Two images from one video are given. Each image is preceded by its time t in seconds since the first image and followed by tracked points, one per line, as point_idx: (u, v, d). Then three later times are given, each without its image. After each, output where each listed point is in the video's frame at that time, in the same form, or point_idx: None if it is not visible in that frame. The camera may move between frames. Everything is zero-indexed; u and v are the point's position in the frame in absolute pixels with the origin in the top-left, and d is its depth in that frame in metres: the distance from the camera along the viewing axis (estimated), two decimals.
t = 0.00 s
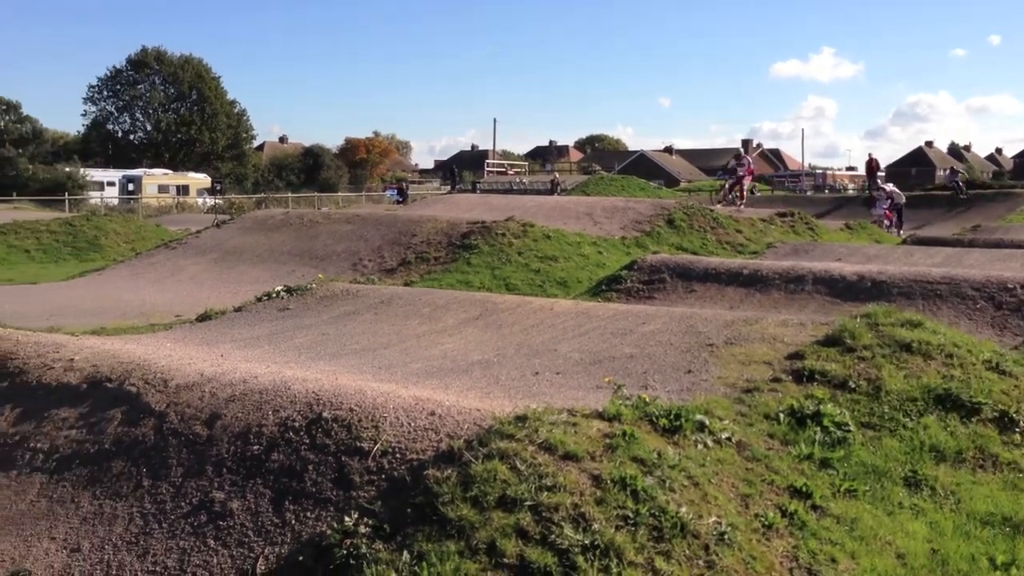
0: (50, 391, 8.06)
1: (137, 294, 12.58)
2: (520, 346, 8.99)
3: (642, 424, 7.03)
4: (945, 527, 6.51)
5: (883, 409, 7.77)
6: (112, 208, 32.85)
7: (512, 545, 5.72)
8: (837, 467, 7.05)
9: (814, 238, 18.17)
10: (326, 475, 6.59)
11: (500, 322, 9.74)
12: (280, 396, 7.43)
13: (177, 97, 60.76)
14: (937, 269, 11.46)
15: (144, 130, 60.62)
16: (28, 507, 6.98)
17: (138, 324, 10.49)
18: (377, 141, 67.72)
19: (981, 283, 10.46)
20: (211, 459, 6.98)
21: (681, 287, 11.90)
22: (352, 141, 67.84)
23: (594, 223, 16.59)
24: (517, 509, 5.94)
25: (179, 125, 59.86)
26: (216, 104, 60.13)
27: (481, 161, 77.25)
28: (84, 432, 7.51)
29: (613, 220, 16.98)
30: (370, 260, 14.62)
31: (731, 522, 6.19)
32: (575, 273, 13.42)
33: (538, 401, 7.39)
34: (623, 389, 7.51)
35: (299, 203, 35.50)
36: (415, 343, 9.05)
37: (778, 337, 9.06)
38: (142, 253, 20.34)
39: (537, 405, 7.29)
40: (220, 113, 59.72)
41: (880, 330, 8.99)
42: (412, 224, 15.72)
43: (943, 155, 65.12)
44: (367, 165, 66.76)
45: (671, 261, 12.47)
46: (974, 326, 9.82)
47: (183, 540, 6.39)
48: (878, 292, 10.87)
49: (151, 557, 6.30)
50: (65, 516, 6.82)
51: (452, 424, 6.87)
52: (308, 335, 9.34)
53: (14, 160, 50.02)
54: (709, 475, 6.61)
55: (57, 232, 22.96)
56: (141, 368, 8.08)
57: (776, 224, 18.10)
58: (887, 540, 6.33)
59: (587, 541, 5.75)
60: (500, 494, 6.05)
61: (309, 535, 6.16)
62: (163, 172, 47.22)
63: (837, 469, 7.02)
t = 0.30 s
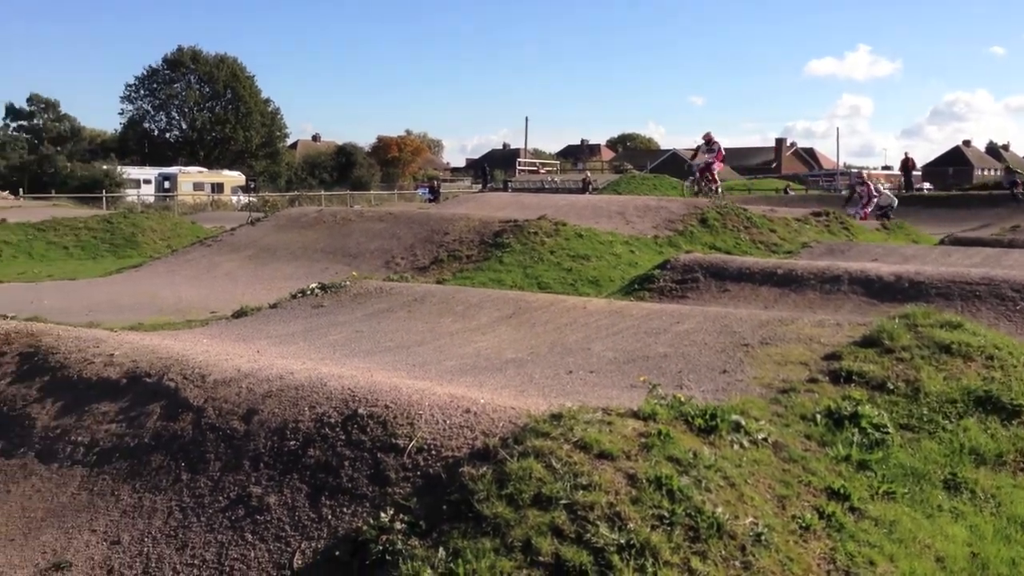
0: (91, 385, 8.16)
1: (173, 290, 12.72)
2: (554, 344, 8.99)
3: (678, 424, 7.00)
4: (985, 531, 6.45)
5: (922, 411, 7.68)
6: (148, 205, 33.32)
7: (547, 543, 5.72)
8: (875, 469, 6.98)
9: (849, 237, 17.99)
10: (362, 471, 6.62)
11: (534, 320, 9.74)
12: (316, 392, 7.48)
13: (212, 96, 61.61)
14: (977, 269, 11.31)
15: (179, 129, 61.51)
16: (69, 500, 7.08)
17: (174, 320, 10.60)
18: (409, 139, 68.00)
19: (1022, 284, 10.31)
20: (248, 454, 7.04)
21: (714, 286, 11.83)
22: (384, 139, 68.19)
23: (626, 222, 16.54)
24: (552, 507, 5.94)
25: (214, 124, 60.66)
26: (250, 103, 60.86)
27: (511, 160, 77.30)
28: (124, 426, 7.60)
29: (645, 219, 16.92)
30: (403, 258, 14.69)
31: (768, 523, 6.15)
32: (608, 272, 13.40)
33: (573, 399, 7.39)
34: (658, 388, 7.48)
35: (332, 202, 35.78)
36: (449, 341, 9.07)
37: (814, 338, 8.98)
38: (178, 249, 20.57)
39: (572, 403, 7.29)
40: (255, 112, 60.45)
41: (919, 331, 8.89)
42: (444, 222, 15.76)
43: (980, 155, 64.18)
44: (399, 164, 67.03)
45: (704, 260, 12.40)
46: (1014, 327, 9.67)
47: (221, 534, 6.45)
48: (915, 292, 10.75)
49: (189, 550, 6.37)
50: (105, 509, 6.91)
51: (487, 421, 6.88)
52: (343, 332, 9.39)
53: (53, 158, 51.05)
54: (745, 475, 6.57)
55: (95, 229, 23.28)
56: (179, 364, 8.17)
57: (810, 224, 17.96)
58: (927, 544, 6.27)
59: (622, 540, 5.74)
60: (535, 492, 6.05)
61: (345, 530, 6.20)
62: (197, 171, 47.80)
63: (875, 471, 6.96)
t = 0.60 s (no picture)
0: (130, 384, 8.26)
1: (208, 291, 12.85)
2: (587, 346, 8.98)
3: (713, 427, 6.96)
4: None
5: (961, 417, 7.59)
6: (183, 206, 33.76)
7: (582, 546, 5.71)
8: (914, 475, 6.91)
9: (885, 240, 17.82)
10: (397, 472, 6.65)
11: (567, 322, 9.73)
12: (351, 393, 7.52)
13: (247, 98, 62.56)
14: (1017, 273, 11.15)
15: (215, 130, 62.50)
16: (109, 497, 7.17)
17: (209, 320, 10.70)
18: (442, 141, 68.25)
19: None
20: (284, 453, 7.09)
21: (748, 289, 11.76)
22: (416, 141, 68.50)
23: (658, 224, 16.49)
24: (587, 510, 5.93)
25: (249, 125, 61.53)
26: (284, 104, 61.67)
27: (541, 161, 77.30)
28: (162, 424, 7.69)
29: (677, 221, 16.85)
30: (435, 259, 14.74)
31: (805, 529, 6.10)
32: (639, 275, 13.36)
33: (607, 402, 7.37)
34: (692, 391, 7.44)
35: (364, 203, 36.03)
36: (482, 343, 9.09)
37: (851, 342, 8.90)
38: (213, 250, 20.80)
39: (606, 405, 7.27)
40: (288, 113, 61.20)
41: (958, 336, 8.78)
42: (476, 223, 15.79)
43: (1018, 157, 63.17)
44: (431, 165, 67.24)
45: (738, 263, 12.33)
46: None
47: (257, 532, 6.50)
48: (953, 296, 10.62)
49: (226, 548, 6.42)
50: (144, 506, 6.99)
51: (521, 423, 6.88)
52: (377, 333, 9.44)
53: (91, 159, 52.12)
54: (782, 480, 6.52)
55: (131, 228, 23.58)
56: (215, 363, 8.24)
57: (845, 227, 17.80)
58: (967, 552, 6.22)
59: (658, 543, 5.72)
60: (570, 494, 6.04)
61: (380, 531, 6.22)
62: (231, 171, 48.38)
63: (913, 477, 6.89)
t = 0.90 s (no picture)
0: (175, 381, 8.38)
1: (249, 289, 12.99)
2: (627, 347, 8.95)
3: (755, 429, 6.91)
4: None
5: (1009, 420, 7.46)
6: (224, 206, 34.20)
7: (624, 546, 5.69)
8: (961, 478, 6.81)
9: (929, 241, 17.63)
10: (438, 470, 6.67)
11: (606, 322, 9.71)
12: (392, 391, 7.57)
13: (287, 99, 63.36)
14: None
15: (255, 131, 63.38)
16: (155, 492, 7.28)
17: (251, 319, 10.82)
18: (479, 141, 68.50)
19: None
20: (327, 451, 7.15)
21: (788, 290, 11.66)
22: (452, 141, 68.77)
23: (696, 224, 16.39)
24: (628, 510, 5.91)
25: (289, 126, 62.35)
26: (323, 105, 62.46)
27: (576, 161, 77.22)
28: (207, 421, 7.79)
29: (716, 221, 16.74)
30: (473, 259, 14.78)
31: (850, 532, 6.04)
32: (678, 275, 13.30)
33: (648, 402, 7.35)
34: (734, 392, 7.39)
35: (402, 203, 36.27)
36: (521, 342, 9.10)
37: (895, 344, 8.79)
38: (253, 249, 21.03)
39: (647, 406, 7.24)
40: (327, 114, 61.91)
41: (1006, 339, 8.63)
42: (513, 223, 15.81)
43: None
44: (467, 165, 67.46)
45: (778, 263, 12.23)
46: None
47: (300, 529, 6.57)
48: (999, 297, 10.46)
49: (271, 544, 6.49)
50: (189, 502, 7.09)
51: (562, 423, 6.88)
52: (417, 332, 9.49)
53: (134, 159, 53.03)
54: (826, 482, 6.46)
55: (174, 227, 23.91)
56: (258, 361, 8.33)
57: (887, 227, 17.59)
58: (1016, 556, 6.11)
59: (701, 545, 5.69)
60: (612, 494, 6.03)
61: (422, 528, 6.25)
62: (270, 171, 48.95)
63: (960, 481, 6.79)
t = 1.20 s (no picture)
0: (231, 380, 8.51)
1: (301, 290, 13.16)
2: (679, 348, 8.90)
3: (811, 432, 6.82)
4: None
5: None
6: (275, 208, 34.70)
7: (678, 549, 5.66)
8: None
9: (986, 242, 17.27)
10: (491, 470, 6.69)
11: (657, 324, 9.66)
12: (445, 392, 7.61)
13: (336, 101, 64.12)
14: None
15: (305, 133, 64.29)
16: (212, 489, 7.40)
17: (304, 319, 10.95)
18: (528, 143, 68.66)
19: None
20: (380, 450, 7.21)
21: (842, 291, 11.50)
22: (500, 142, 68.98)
23: (747, 225, 16.24)
24: (683, 513, 5.88)
25: (338, 128, 63.09)
26: (372, 108, 63.17)
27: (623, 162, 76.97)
28: (262, 420, 7.90)
29: (766, 221, 16.57)
30: (522, 260, 14.80)
31: (909, 538, 5.94)
32: (729, 276, 13.20)
33: (702, 404, 7.29)
34: (789, 395, 7.31)
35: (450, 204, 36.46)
36: (572, 344, 9.09)
37: (954, 347, 8.62)
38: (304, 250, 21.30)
39: (701, 408, 7.20)
40: (376, 117, 62.69)
41: None
42: (562, 224, 15.80)
43: None
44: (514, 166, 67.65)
45: (831, 265, 12.07)
46: None
47: (355, 527, 6.63)
48: None
49: (326, 542, 6.56)
50: (246, 499, 7.20)
51: (614, 424, 6.86)
52: (467, 332, 9.53)
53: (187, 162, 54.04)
54: (884, 487, 6.36)
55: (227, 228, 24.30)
56: (312, 361, 8.43)
57: (944, 227, 17.27)
58: None
59: (757, 549, 5.63)
60: (666, 497, 5.99)
61: (475, 528, 6.28)
62: (320, 173, 49.57)
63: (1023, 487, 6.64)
